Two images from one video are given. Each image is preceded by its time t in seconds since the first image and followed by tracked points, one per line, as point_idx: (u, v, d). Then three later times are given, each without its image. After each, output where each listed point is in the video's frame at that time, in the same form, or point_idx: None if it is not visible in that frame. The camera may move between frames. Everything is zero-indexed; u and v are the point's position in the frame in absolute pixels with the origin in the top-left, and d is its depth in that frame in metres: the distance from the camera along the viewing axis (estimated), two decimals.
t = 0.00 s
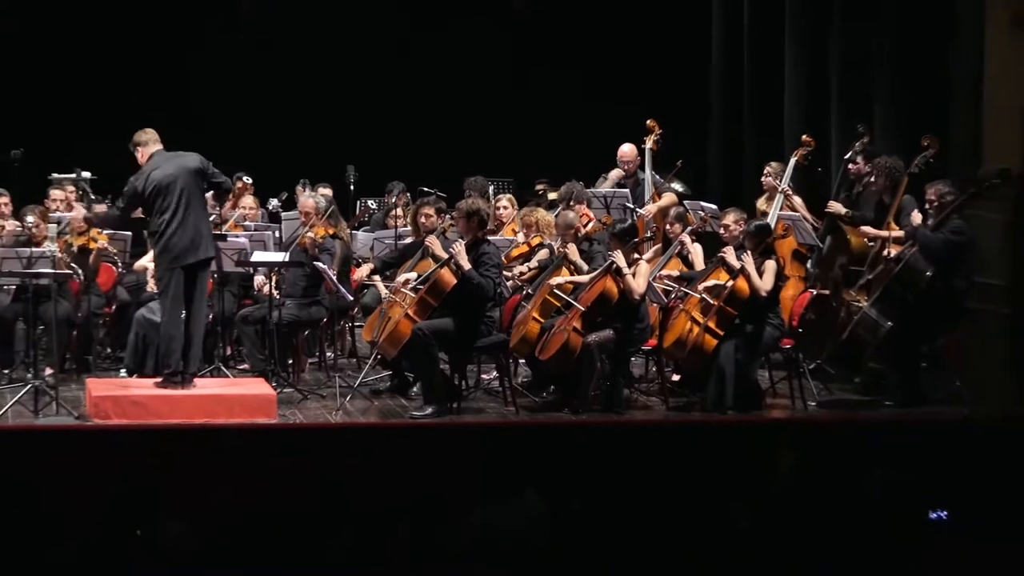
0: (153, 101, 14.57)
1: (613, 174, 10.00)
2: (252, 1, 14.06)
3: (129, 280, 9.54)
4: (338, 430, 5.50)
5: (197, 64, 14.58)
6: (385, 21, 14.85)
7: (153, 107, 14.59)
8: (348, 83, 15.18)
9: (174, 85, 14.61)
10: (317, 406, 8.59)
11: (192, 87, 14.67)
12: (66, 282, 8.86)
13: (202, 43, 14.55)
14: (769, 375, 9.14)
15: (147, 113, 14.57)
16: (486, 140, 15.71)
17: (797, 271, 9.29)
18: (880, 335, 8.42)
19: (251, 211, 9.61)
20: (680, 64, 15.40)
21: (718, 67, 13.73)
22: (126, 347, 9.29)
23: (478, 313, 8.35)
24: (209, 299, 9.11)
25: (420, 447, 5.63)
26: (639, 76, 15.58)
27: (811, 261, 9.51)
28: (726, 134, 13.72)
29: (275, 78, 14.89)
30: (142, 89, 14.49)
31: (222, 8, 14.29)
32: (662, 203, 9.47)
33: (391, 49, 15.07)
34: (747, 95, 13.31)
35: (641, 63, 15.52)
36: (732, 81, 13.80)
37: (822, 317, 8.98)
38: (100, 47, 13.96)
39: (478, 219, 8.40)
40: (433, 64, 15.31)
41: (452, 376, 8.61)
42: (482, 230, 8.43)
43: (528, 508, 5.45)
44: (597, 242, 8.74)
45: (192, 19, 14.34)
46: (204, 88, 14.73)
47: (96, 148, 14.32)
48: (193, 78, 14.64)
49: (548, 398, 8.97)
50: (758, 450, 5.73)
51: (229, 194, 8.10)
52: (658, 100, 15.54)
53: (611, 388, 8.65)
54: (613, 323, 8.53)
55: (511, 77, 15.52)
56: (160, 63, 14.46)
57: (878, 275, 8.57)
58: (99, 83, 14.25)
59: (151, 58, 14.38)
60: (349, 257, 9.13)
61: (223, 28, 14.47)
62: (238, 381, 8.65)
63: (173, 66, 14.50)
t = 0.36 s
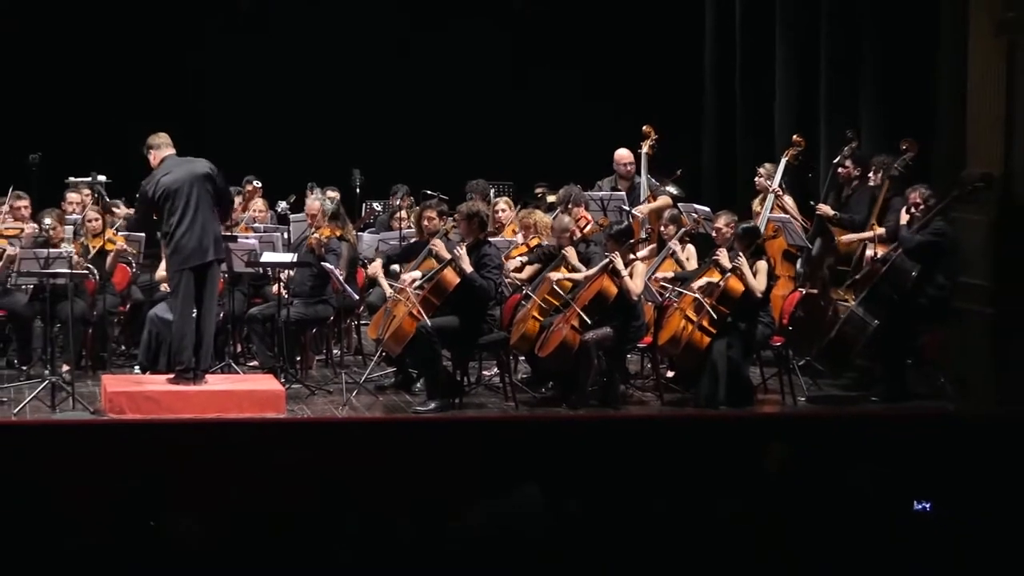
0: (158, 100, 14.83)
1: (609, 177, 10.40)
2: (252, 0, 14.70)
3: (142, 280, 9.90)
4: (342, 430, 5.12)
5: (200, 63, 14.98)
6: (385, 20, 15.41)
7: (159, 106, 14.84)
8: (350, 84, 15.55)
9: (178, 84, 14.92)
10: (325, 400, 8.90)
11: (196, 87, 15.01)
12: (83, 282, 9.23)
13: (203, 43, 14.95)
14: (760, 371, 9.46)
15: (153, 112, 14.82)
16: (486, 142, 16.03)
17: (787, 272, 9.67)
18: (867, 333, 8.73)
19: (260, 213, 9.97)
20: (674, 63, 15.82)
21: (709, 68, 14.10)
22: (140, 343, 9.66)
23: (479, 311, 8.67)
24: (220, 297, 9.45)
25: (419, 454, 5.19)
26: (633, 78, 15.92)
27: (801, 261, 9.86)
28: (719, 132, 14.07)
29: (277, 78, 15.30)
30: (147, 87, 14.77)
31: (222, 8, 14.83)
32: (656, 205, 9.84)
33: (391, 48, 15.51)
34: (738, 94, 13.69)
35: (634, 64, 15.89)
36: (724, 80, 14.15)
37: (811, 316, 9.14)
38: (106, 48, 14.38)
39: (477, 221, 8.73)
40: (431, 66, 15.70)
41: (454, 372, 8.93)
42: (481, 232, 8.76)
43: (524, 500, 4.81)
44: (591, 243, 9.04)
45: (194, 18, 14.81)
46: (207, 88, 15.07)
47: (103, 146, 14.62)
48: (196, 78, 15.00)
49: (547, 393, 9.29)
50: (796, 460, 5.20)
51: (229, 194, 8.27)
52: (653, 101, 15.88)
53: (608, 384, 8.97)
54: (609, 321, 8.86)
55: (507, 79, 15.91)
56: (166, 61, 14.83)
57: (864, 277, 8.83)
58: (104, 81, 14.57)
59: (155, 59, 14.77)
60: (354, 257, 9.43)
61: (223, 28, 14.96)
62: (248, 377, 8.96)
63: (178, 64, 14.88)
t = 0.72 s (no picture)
0: (159, 99, 14.89)
1: (611, 177, 10.57)
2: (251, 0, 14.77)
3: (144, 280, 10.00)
4: (339, 429, 4.25)
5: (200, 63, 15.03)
6: (385, 20, 15.52)
7: (159, 105, 14.89)
8: (349, 84, 15.61)
9: (178, 83, 14.98)
10: (324, 400, 8.92)
11: (196, 86, 15.07)
12: (85, 281, 9.33)
13: (203, 43, 15.02)
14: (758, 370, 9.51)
15: (154, 111, 14.86)
16: (484, 141, 16.08)
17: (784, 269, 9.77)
18: (864, 333, 8.81)
19: (261, 212, 10.07)
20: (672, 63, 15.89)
21: (707, 68, 14.16)
22: (140, 342, 9.72)
23: (478, 310, 8.71)
24: (221, 297, 9.52)
25: (420, 457, 4.38)
26: (631, 79, 16.05)
27: (799, 261, 9.92)
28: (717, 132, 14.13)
29: (276, 78, 15.36)
30: (148, 87, 14.84)
31: (222, 8, 14.91)
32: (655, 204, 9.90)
33: (391, 48, 15.58)
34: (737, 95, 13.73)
35: (633, 65, 15.99)
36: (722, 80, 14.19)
37: (809, 315, 9.17)
38: (107, 48, 14.45)
39: (475, 220, 8.78)
40: (430, 66, 15.78)
41: (454, 371, 8.98)
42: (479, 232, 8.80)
43: (521, 498, 4.30)
44: (589, 242, 9.10)
45: (193, 18, 14.88)
46: (207, 88, 15.12)
47: (104, 145, 14.68)
48: (197, 77, 15.06)
49: (547, 392, 9.34)
50: (819, 450, 4.60)
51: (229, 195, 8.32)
52: (651, 102, 15.94)
53: (607, 383, 9.02)
54: (608, 320, 8.89)
55: (507, 78, 15.96)
56: (166, 61, 14.88)
57: (861, 276, 8.89)
58: (105, 80, 14.63)
59: (155, 58, 14.82)
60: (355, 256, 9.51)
61: (223, 28, 15.04)
62: (248, 376, 8.99)
63: (177, 64, 14.93)
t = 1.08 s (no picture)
0: (159, 99, 14.87)
1: (616, 176, 10.62)
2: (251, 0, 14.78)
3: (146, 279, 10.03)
4: (339, 429, 4.23)
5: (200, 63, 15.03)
6: (385, 20, 15.52)
7: (158, 105, 14.89)
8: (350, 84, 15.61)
9: (178, 83, 14.98)
10: (325, 399, 8.92)
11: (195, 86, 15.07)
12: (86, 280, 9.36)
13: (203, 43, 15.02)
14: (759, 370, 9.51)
15: (153, 111, 14.85)
16: (484, 140, 16.09)
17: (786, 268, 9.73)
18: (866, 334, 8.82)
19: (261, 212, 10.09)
20: (672, 62, 15.89)
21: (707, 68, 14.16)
22: (141, 341, 9.74)
23: (479, 309, 8.71)
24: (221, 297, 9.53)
25: (421, 458, 4.37)
26: (632, 78, 16.05)
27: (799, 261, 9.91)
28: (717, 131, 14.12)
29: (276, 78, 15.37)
30: (148, 87, 14.82)
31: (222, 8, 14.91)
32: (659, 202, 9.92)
33: (391, 49, 15.62)
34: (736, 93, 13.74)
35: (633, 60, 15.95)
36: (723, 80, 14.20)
37: (808, 314, 9.26)
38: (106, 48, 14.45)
39: (477, 219, 8.77)
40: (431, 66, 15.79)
41: (454, 371, 8.97)
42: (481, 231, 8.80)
43: (522, 498, 4.32)
44: (589, 240, 9.09)
45: (193, 19, 14.88)
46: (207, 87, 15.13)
47: (103, 145, 14.69)
48: (197, 77, 15.06)
49: (547, 392, 9.34)
50: (819, 451, 4.58)
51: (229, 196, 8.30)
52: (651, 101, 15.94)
53: (607, 383, 9.02)
54: (609, 319, 8.89)
55: (507, 78, 15.96)
56: (166, 60, 14.88)
57: (863, 277, 8.89)
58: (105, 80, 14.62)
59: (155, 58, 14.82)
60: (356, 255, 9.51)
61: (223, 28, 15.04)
62: (249, 376, 8.97)
63: (177, 64, 14.92)
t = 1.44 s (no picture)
0: (159, 99, 14.87)
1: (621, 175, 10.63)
2: None
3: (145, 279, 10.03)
4: (339, 428, 4.31)
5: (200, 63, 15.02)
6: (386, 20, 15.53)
7: (158, 104, 14.89)
8: (349, 84, 15.62)
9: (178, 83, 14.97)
10: (325, 400, 8.92)
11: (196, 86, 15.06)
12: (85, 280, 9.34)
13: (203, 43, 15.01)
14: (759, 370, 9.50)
15: (153, 110, 14.84)
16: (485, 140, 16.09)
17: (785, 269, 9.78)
18: (868, 337, 8.73)
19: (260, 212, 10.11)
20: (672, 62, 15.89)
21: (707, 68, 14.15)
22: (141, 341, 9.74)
23: (479, 308, 8.71)
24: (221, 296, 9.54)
25: (420, 458, 4.45)
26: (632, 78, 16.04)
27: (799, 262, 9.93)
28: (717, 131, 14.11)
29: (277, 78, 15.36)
30: (147, 86, 14.82)
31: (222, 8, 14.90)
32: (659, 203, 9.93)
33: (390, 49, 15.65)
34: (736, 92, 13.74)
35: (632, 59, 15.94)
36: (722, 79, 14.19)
37: (808, 315, 9.23)
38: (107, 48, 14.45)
39: (478, 218, 8.76)
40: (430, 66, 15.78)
41: (454, 371, 8.97)
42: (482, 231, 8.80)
43: (521, 498, 4.16)
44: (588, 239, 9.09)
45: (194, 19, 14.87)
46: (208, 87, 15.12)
47: (104, 144, 14.69)
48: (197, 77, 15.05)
49: (547, 392, 9.33)
50: (820, 450, 4.58)
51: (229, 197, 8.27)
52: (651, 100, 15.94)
53: (606, 382, 9.01)
54: (609, 319, 8.89)
55: (508, 78, 15.96)
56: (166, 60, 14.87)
57: (863, 278, 8.90)
58: (105, 80, 14.63)
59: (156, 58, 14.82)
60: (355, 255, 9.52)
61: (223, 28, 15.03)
62: (249, 376, 8.97)
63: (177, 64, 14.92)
